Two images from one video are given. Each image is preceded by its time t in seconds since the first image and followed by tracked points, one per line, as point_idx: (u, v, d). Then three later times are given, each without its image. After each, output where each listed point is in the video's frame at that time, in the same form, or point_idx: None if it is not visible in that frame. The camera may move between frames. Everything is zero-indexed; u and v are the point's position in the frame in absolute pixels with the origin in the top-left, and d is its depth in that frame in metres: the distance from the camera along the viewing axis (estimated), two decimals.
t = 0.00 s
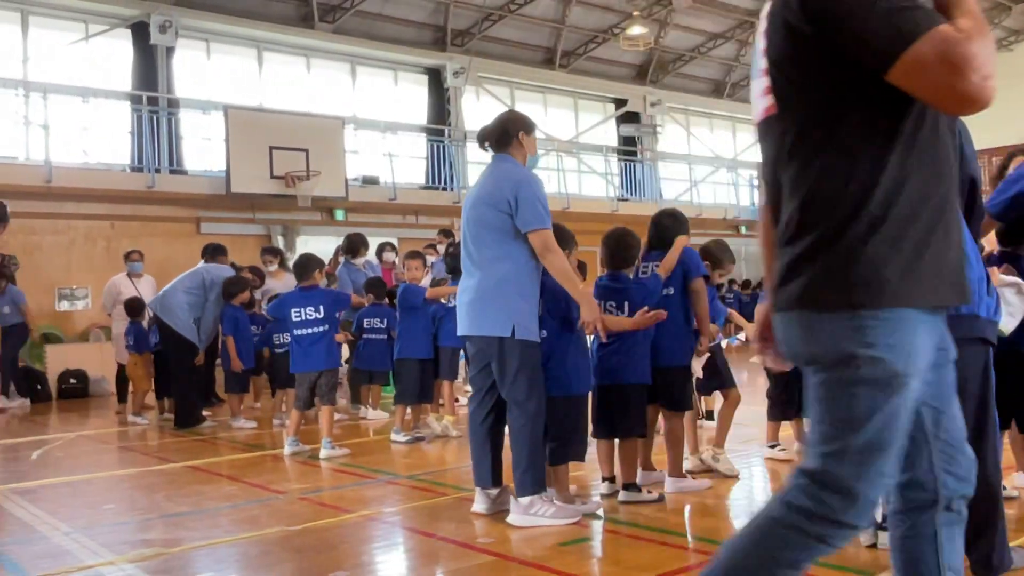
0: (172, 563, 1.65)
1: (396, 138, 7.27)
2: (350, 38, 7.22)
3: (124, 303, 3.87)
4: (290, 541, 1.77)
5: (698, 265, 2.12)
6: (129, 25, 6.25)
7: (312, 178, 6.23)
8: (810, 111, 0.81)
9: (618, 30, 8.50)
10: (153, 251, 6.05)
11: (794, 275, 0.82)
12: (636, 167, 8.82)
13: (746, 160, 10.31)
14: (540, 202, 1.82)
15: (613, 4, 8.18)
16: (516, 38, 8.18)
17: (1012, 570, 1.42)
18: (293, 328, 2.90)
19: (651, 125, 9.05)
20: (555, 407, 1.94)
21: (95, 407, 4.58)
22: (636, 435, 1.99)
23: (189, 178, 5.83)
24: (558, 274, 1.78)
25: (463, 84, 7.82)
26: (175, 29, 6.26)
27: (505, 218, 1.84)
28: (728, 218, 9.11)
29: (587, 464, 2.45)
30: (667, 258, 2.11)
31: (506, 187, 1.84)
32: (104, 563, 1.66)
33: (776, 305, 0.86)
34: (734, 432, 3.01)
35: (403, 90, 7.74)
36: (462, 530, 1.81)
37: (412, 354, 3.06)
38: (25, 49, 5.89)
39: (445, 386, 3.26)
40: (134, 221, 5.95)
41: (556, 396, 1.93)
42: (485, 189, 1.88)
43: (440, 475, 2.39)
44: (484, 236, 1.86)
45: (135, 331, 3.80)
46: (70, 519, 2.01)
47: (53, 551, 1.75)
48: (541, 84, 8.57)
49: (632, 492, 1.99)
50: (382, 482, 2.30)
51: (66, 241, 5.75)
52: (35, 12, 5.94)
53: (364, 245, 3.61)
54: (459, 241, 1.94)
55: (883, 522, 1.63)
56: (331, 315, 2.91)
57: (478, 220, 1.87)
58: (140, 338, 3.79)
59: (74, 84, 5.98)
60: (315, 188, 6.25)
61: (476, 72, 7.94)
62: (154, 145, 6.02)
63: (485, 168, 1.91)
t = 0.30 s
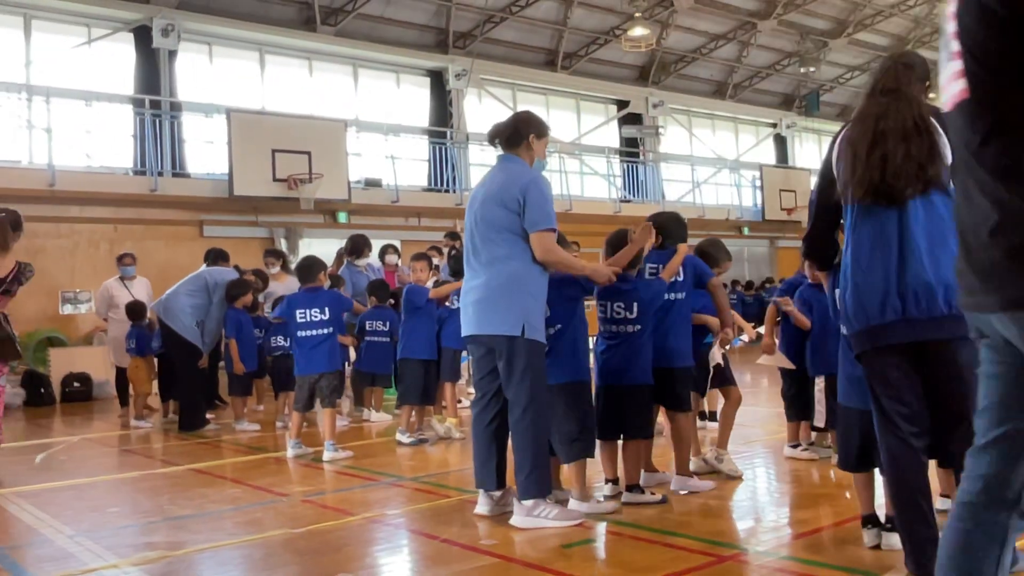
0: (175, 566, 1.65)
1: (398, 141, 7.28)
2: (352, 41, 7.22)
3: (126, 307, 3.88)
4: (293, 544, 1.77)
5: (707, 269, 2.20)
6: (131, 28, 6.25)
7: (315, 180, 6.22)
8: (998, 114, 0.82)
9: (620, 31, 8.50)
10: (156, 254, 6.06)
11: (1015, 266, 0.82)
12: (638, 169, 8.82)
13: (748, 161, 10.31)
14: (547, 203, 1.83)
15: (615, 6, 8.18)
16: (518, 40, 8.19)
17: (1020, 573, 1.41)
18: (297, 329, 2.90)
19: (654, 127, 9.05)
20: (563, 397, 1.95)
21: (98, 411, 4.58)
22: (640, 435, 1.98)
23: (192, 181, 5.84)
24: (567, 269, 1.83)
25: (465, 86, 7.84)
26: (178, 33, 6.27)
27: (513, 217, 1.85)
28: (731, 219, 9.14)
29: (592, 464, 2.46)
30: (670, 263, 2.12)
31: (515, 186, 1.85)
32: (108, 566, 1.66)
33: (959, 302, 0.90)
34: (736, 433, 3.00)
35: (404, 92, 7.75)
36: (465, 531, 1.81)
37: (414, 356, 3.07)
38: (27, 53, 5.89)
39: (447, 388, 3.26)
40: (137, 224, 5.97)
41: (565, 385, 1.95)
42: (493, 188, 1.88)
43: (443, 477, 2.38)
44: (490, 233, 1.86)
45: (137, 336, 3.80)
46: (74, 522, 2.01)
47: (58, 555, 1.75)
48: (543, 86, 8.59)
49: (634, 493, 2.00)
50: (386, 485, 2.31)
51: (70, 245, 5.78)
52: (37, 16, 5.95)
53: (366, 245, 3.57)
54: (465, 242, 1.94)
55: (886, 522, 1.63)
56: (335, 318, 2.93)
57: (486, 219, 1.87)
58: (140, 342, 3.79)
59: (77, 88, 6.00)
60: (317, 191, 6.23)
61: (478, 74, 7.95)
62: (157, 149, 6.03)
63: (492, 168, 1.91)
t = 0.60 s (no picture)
0: (178, 570, 1.64)
1: (399, 143, 7.28)
2: (353, 43, 7.22)
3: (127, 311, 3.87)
4: (296, 547, 1.76)
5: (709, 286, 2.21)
6: (131, 32, 6.25)
7: (316, 183, 6.23)
8: None
9: (620, 32, 8.51)
10: (157, 258, 6.06)
11: None
12: (639, 169, 8.83)
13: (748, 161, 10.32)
14: (551, 205, 1.84)
15: (615, 8, 8.19)
16: (518, 41, 8.19)
17: None
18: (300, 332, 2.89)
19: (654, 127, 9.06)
20: (571, 399, 1.93)
21: (100, 415, 4.57)
22: (645, 435, 1.98)
23: (194, 185, 5.85)
24: (572, 270, 1.83)
25: (465, 88, 7.85)
26: (178, 36, 6.28)
27: (516, 219, 1.85)
28: (732, 220, 9.17)
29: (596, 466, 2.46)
30: (675, 270, 2.13)
31: (518, 188, 1.85)
32: (111, 570, 1.66)
33: None
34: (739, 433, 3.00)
35: (405, 95, 7.75)
36: (469, 534, 1.81)
37: (417, 358, 3.07)
38: (28, 58, 5.89)
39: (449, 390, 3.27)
40: (139, 228, 5.97)
41: (572, 387, 1.93)
42: (495, 191, 1.88)
43: (447, 480, 2.38)
44: (496, 236, 1.86)
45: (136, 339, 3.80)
46: (77, 526, 2.01)
47: (61, 559, 1.75)
48: (544, 88, 8.59)
49: (638, 494, 2.00)
50: (389, 487, 2.31)
51: (71, 249, 5.77)
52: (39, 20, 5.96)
53: (367, 248, 3.58)
54: (467, 245, 1.94)
55: (891, 523, 1.63)
56: (337, 322, 2.94)
57: (489, 221, 1.86)
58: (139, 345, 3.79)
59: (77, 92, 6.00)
60: (318, 193, 6.24)
61: (479, 76, 7.96)
62: (158, 152, 6.04)
63: (494, 170, 1.91)
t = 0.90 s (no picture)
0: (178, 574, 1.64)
1: (398, 146, 7.29)
2: (351, 46, 7.23)
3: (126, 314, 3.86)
4: (295, 551, 1.76)
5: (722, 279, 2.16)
6: (130, 36, 6.25)
7: (314, 187, 6.23)
8: None
9: (618, 34, 8.52)
10: (156, 261, 6.06)
11: None
12: (638, 171, 8.84)
13: (748, 162, 10.32)
14: (549, 207, 1.84)
15: (613, 9, 8.21)
16: (517, 43, 8.20)
17: None
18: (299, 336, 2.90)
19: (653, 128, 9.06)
20: (567, 403, 1.94)
21: (99, 419, 4.56)
22: (643, 438, 1.98)
23: (193, 189, 5.86)
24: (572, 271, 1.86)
25: (464, 90, 7.85)
26: (176, 40, 6.28)
27: (514, 221, 1.84)
28: (731, 220, 9.19)
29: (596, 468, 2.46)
30: (681, 268, 2.09)
31: (515, 190, 1.85)
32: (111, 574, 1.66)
33: None
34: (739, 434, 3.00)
35: (403, 98, 7.76)
36: (469, 537, 1.81)
37: (420, 361, 3.06)
38: (26, 62, 5.89)
39: (450, 393, 3.27)
40: (137, 232, 5.97)
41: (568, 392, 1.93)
42: (493, 193, 1.88)
43: (447, 482, 2.38)
44: (494, 238, 1.85)
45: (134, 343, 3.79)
46: (76, 531, 2.01)
47: (60, 563, 1.75)
48: (542, 90, 8.60)
49: (638, 496, 2.00)
50: (389, 490, 2.31)
51: (70, 253, 5.76)
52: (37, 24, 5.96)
53: (366, 249, 3.57)
54: (465, 248, 1.93)
55: (891, 524, 1.63)
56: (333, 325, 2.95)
57: (488, 224, 1.86)
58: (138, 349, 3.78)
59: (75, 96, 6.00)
60: (317, 196, 6.24)
61: (477, 78, 7.96)
62: (157, 156, 6.04)
63: (491, 172, 1.91)
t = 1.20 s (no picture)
0: None
1: (396, 148, 7.30)
2: (348, 49, 7.24)
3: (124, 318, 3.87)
4: (293, 554, 1.76)
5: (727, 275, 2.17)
6: (127, 41, 6.27)
7: (312, 190, 6.23)
8: None
9: (615, 35, 8.54)
10: (155, 265, 6.05)
11: None
12: (636, 172, 8.85)
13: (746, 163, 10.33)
14: (544, 209, 1.83)
15: (610, 11, 8.23)
16: (513, 46, 8.21)
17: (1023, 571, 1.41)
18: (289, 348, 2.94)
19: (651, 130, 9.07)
20: (566, 404, 1.93)
21: (98, 424, 4.55)
22: (642, 439, 1.98)
23: (192, 193, 5.87)
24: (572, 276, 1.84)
25: (461, 92, 7.85)
26: (173, 44, 6.30)
27: (509, 223, 1.84)
28: (730, 221, 9.19)
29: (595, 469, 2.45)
30: (681, 269, 2.09)
31: (510, 193, 1.85)
32: None
33: None
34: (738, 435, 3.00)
35: (401, 100, 7.76)
36: (467, 540, 1.80)
37: (419, 365, 3.06)
38: (24, 67, 5.90)
39: (449, 395, 3.27)
40: (136, 236, 5.96)
41: (567, 393, 1.93)
42: (489, 194, 1.88)
43: (445, 485, 2.37)
44: (490, 240, 1.85)
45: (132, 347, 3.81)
46: (74, 534, 2.02)
47: (56, 567, 1.75)
48: (540, 92, 8.62)
49: (637, 497, 2.00)
50: (387, 494, 2.30)
51: (69, 258, 5.75)
52: (34, 29, 5.97)
53: (361, 251, 3.56)
54: (461, 250, 1.93)
55: (890, 525, 1.63)
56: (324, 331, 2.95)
57: (484, 225, 1.86)
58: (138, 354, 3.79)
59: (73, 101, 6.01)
60: (315, 199, 6.25)
61: (475, 81, 7.98)
62: (155, 160, 6.04)
63: (487, 174, 1.91)
